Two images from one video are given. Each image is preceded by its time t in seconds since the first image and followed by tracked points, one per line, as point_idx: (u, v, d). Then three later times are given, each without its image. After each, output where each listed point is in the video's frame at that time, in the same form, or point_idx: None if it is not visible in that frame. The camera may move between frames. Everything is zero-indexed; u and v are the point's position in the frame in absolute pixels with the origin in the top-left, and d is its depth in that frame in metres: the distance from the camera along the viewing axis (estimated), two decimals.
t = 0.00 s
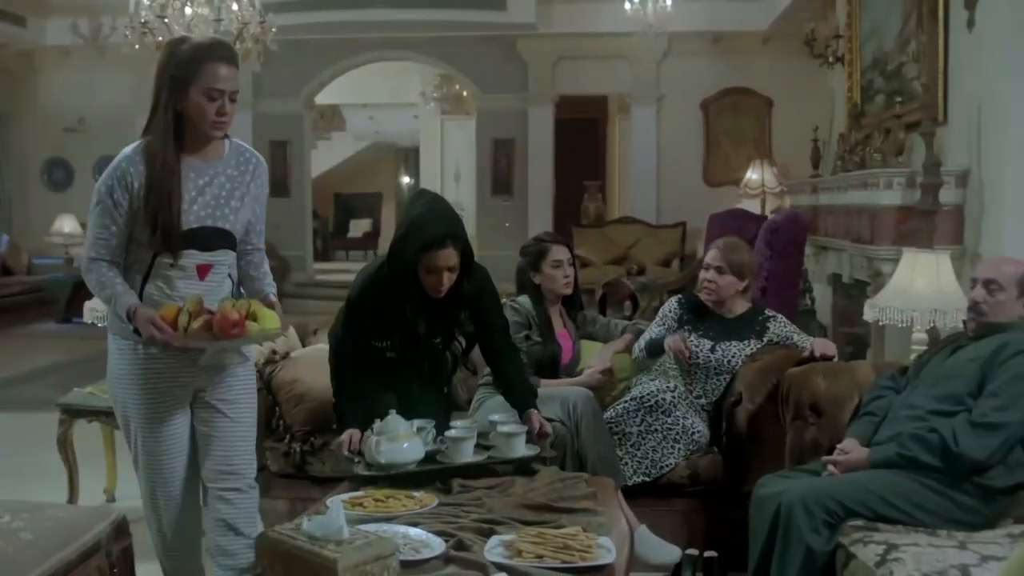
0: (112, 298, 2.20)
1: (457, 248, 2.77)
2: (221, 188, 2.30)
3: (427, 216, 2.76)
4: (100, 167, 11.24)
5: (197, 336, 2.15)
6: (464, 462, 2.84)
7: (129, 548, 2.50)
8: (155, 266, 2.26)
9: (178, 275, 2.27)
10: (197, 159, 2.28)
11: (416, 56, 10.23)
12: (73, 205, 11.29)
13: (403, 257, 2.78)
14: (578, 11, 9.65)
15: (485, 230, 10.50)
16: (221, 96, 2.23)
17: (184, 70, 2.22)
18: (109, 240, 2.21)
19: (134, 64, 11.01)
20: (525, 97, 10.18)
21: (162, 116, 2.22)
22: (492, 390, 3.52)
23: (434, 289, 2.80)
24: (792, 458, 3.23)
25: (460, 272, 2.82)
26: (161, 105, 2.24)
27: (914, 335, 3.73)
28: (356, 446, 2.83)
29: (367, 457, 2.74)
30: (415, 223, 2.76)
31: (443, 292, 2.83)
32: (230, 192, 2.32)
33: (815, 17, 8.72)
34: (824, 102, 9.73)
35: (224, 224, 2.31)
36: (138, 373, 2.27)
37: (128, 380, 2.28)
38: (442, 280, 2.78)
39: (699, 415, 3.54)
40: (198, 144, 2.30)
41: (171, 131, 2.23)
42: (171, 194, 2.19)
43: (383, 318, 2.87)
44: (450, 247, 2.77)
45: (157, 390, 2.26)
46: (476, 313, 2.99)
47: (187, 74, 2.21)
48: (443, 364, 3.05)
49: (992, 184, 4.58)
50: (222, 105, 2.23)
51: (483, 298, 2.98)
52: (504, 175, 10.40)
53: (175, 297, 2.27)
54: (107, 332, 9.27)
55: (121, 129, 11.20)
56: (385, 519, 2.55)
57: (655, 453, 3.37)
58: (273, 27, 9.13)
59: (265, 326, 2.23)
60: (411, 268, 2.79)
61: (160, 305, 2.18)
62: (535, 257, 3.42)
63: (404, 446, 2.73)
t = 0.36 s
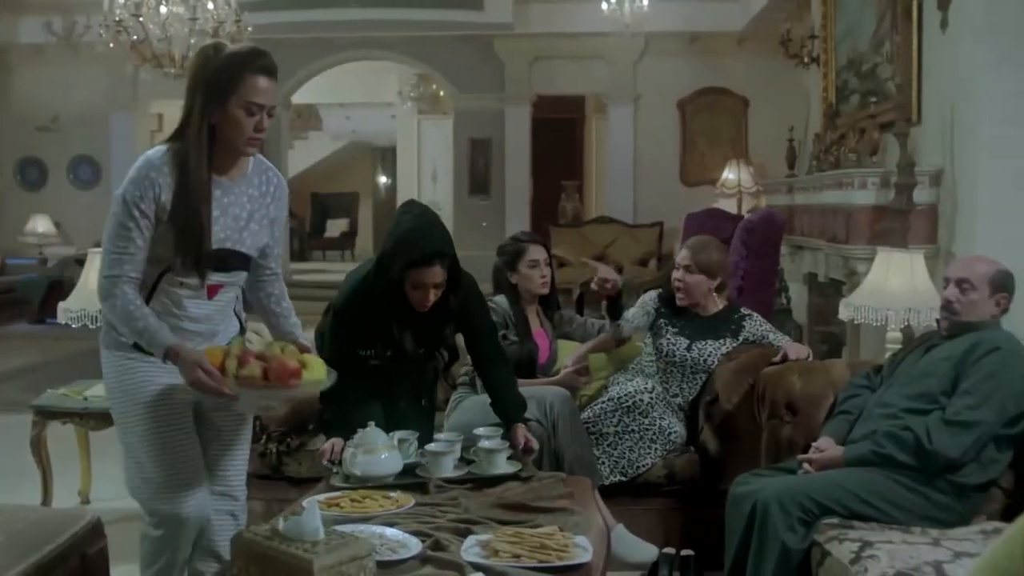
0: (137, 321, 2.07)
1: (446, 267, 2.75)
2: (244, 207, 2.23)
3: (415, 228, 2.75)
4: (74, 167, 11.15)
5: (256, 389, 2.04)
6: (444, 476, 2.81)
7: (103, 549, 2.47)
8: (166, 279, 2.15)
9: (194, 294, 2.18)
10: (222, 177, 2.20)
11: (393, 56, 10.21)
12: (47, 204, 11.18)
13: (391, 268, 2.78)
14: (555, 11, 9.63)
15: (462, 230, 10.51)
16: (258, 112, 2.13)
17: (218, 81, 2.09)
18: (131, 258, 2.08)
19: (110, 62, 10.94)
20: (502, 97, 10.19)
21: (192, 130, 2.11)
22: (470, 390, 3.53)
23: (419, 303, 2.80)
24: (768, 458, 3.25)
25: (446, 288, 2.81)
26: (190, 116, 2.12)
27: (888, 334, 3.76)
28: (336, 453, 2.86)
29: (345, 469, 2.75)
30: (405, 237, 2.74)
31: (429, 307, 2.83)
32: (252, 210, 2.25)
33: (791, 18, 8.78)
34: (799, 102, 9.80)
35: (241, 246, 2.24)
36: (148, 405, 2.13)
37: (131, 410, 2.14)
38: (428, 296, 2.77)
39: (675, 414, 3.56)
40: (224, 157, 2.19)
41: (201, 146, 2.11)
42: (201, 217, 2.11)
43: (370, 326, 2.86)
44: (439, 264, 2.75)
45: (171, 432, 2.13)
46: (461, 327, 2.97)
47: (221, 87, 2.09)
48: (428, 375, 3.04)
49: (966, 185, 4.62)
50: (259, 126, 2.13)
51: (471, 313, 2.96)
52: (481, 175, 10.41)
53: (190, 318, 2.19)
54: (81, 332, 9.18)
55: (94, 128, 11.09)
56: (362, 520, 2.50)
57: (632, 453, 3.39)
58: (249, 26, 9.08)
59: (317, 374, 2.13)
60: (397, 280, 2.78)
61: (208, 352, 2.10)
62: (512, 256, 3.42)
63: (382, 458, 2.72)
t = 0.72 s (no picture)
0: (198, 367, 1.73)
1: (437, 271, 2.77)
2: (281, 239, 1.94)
3: (405, 231, 2.77)
4: (56, 167, 11.08)
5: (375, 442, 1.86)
6: (429, 483, 2.80)
7: (86, 550, 2.46)
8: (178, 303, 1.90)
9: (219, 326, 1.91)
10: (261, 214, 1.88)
11: (378, 56, 10.20)
12: (29, 204, 11.11)
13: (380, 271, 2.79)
14: (539, 11, 9.61)
15: (446, 230, 10.51)
16: (312, 149, 1.81)
17: (276, 112, 1.76)
18: (201, 296, 1.74)
19: (91, 62, 10.87)
20: (486, 97, 10.20)
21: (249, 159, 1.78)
22: (455, 391, 3.54)
23: (407, 305, 2.81)
24: (751, 456, 3.26)
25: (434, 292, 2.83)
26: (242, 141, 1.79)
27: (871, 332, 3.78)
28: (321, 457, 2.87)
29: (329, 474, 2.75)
30: (395, 239, 2.76)
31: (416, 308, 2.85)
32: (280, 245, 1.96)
33: (774, 19, 8.82)
34: (783, 102, 9.85)
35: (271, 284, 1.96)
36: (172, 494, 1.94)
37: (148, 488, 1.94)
38: (416, 298, 2.78)
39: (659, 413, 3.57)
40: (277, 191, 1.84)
41: (257, 177, 1.79)
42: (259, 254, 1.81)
43: (358, 327, 2.87)
44: (428, 267, 2.77)
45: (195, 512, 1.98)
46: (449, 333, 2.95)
47: (278, 119, 1.76)
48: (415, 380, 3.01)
49: (948, 185, 4.65)
50: (313, 163, 1.82)
51: (460, 317, 2.93)
52: (465, 175, 10.42)
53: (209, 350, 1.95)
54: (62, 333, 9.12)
55: (76, 128, 11.02)
56: (346, 521, 2.49)
57: (616, 450, 3.40)
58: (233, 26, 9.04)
59: (411, 407, 1.99)
60: (385, 283, 2.79)
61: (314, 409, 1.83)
62: (496, 257, 3.43)
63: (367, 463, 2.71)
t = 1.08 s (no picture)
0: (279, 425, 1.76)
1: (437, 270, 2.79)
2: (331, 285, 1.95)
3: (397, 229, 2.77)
4: (45, 167, 11.03)
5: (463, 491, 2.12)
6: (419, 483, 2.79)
7: (76, 552, 2.45)
8: (204, 337, 1.89)
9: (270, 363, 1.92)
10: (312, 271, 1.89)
11: (368, 55, 10.19)
12: (18, 204, 11.07)
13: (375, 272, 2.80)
14: (530, 11, 9.61)
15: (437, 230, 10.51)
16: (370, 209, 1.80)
17: (337, 173, 1.75)
18: (273, 350, 1.74)
19: (80, 61, 10.86)
20: (476, 97, 10.20)
21: (306, 212, 1.77)
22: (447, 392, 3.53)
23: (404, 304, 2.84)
24: (741, 456, 3.27)
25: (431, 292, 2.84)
26: (295, 194, 1.77)
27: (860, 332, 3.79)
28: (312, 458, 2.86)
29: (319, 475, 2.74)
30: (393, 238, 2.77)
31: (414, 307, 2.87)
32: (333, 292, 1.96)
33: (763, 19, 8.84)
34: (773, 103, 9.87)
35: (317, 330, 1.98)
36: (177, 510, 1.96)
37: (151, 502, 1.95)
38: (415, 297, 2.81)
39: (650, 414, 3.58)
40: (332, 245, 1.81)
41: (319, 232, 1.78)
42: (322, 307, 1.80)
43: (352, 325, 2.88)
44: (427, 267, 2.78)
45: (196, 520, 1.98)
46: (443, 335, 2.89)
47: (340, 180, 1.75)
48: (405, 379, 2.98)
49: (936, 185, 4.67)
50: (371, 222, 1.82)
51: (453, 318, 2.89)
52: (456, 175, 10.41)
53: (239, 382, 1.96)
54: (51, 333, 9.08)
55: (65, 128, 10.98)
56: (336, 521, 2.48)
57: (607, 452, 3.40)
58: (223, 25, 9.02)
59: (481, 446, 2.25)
60: (383, 282, 2.81)
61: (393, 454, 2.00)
62: (486, 257, 3.43)
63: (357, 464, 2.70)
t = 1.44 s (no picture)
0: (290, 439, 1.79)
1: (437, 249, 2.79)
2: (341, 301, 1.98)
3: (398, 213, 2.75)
4: (35, 166, 10.99)
5: (472, 503, 2.42)
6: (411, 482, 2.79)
7: (68, 552, 2.45)
8: (207, 350, 1.86)
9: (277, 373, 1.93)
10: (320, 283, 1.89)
11: (360, 55, 10.18)
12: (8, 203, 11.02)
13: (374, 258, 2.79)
14: (522, 11, 9.61)
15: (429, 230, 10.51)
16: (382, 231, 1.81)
17: (351, 197, 1.74)
18: (283, 368, 1.74)
19: (71, 60, 10.82)
20: (469, 96, 10.20)
21: (322, 232, 1.76)
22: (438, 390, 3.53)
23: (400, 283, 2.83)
24: (733, 454, 3.27)
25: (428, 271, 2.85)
26: (311, 211, 1.75)
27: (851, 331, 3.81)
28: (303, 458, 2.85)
29: (311, 475, 2.73)
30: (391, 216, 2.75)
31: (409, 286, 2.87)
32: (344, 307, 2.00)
33: (755, 19, 8.86)
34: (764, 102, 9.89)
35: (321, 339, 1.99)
36: (176, 514, 1.96)
37: (148, 506, 1.95)
38: (412, 276, 2.81)
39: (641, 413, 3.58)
40: (346, 264, 1.82)
41: (330, 254, 1.78)
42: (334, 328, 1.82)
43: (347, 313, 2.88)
44: (426, 245, 2.77)
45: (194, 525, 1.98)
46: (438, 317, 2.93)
47: (355, 204, 1.75)
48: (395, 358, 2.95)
49: (926, 185, 4.68)
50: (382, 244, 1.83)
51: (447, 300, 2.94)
52: (448, 174, 10.41)
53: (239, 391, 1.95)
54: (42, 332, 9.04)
55: (56, 128, 10.95)
56: (328, 521, 2.47)
57: (599, 450, 3.39)
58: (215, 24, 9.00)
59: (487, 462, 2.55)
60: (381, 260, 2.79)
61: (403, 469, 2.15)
62: (473, 257, 3.43)
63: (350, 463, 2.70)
